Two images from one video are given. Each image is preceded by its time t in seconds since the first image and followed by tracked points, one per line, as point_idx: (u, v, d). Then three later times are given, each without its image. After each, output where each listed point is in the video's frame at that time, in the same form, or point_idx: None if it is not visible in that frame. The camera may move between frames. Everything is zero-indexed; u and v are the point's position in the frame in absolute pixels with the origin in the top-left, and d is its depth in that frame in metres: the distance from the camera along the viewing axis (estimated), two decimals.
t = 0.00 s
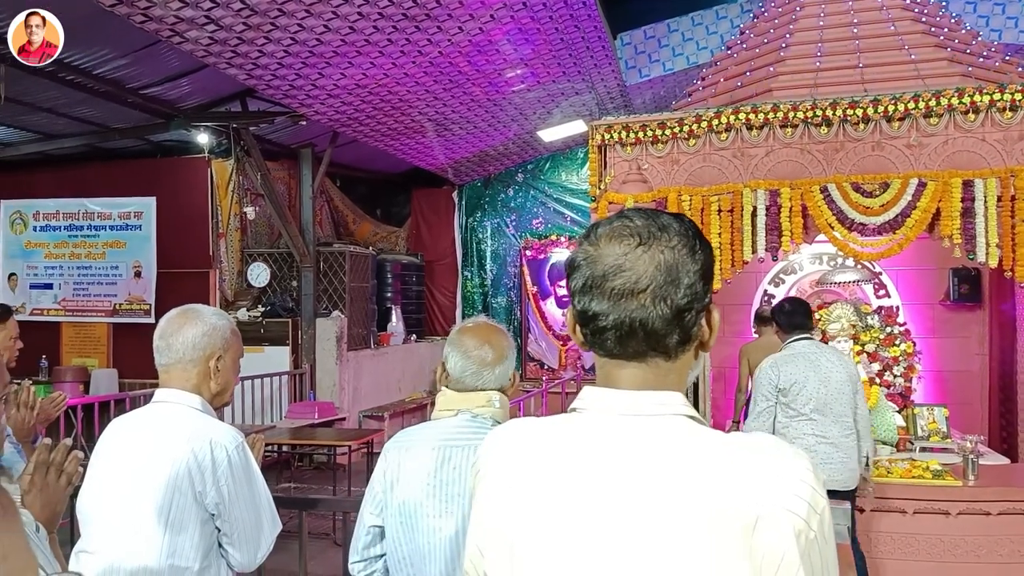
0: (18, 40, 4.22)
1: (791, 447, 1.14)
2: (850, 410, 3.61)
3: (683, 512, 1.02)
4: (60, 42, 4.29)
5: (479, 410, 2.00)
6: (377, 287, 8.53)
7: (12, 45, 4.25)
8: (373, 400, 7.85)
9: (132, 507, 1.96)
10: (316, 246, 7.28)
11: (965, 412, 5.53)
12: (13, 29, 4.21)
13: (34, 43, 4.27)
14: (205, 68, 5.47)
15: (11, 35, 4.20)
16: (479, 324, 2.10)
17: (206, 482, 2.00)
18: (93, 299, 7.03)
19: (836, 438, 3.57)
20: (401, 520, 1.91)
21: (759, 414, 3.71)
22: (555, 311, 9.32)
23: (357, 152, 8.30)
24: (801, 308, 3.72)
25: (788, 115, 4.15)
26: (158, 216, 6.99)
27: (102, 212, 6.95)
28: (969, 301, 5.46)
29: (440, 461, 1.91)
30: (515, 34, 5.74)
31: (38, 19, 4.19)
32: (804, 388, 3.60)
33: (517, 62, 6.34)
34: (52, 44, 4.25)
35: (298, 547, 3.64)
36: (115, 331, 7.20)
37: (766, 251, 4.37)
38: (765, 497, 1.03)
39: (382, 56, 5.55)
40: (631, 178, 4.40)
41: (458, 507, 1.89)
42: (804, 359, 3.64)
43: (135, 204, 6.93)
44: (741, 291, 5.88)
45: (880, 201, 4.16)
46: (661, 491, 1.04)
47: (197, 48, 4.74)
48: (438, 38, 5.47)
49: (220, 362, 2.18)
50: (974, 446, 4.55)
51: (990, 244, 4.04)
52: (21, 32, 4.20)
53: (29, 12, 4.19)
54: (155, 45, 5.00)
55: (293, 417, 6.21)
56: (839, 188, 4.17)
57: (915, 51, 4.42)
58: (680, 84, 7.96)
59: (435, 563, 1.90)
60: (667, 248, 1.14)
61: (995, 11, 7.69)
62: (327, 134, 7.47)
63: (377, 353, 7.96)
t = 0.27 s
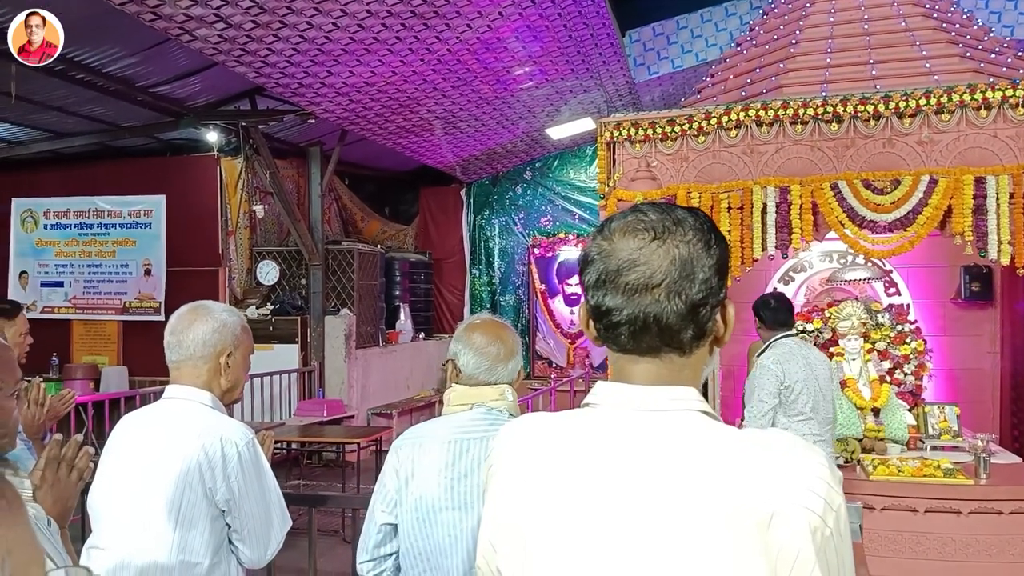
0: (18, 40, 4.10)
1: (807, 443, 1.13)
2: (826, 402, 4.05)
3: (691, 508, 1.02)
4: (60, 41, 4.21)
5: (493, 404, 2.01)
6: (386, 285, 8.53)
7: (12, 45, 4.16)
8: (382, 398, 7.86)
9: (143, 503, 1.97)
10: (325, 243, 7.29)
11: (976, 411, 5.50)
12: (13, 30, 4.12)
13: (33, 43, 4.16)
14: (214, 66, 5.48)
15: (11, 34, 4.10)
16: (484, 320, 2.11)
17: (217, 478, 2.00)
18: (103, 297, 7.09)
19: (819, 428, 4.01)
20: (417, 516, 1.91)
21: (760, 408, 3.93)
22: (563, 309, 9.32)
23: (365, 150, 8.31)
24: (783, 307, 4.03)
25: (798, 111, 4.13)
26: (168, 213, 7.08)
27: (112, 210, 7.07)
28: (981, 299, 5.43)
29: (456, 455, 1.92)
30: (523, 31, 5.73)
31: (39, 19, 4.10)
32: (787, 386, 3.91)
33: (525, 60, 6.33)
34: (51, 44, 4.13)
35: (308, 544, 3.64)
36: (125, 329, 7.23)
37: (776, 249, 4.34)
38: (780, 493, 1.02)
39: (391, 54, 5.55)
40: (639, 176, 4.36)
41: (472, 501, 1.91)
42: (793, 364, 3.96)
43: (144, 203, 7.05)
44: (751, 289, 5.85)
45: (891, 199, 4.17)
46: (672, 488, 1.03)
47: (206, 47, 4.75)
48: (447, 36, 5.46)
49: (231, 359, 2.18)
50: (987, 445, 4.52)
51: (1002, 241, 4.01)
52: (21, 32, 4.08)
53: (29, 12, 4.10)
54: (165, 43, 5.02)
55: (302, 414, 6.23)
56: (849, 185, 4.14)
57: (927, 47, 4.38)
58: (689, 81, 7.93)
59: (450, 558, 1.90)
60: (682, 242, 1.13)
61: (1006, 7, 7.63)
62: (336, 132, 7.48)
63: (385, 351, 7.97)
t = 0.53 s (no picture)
0: (17, 40, 4.05)
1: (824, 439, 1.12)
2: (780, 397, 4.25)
3: (707, 504, 1.01)
4: (59, 41, 4.17)
5: (500, 398, 2.03)
6: (394, 282, 8.54)
7: (12, 45, 4.11)
8: (390, 395, 7.87)
9: (155, 499, 1.97)
10: (333, 241, 7.30)
11: (988, 409, 5.46)
12: (13, 30, 4.07)
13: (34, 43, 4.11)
14: (224, 64, 5.49)
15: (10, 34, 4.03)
16: (487, 317, 2.13)
17: (228, 474, 2.00)
18: (114, 295, 7.09)
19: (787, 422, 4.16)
20: (421, 512, 1.91)
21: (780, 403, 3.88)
22: (572, 307, 9.26)
23: (373, 148, 8.31)
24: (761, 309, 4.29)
25: (809, 108, 4.10)
26: (178, 211, 7.07)
27: (122, 208, 7.06)
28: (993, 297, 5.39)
29: (462, 449, 1.91)
30: (531, 28, 5.72)
31: (39, 19, 4.04)
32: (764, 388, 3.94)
33: (533, 57, 6.32)
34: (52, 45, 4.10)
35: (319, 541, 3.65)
36: (135, 326, 7.26)
37: (786, 246, 4.31)
38: (797, 490, 1.01)
39: (400, 52, 5.55)
40: (648, 173, 4.30)
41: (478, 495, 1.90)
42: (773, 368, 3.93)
43: (155, 201, 7.04)
44: (760, 286, 5.83)
45: (902, 195, 4.16)
46: (687, 485, 1.03)
47: (216, 45, 4.76)
48: (455, 33, 5.46)
49: (241, 355, 2.18)
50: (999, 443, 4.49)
51: (1015, 237, 3.98)
52: (21, 32, 4.02)
53: (29, 12, 4.06)
54: (174, 41, 5.03)
55: (312, 411, 6.24)
56: (860, 182, 4.11)
57: (938, 43, 4.35)
58: (697, 78, 7.90)
59: (455, 556, 1.90)
60: (697, 237, 1.12)
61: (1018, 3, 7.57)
62: (344, 130, 7.49)
63: (393, 348, 7.98)
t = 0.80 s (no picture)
0: (18, 40, 4.05)
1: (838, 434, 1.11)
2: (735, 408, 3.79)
3: (722, 500, 1.01)
4: (60, 42, 4.17)
5: (498, 393, 2.02)
6: (401, 280, 8.55)
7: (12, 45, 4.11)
8: (398, 393, 7.88)
9: (165, 495, 1.98)
10: (342, 240, 7.31)
11: (999, 408, 5.43)
12: (14, 30, 4.05)
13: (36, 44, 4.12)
14: (232, 63, 5.51)
15: (12, 33, 4.04)
16: (490, 313, 2.13)
17: (237, 470, 2.01)
18: (123, 294, 7.14)
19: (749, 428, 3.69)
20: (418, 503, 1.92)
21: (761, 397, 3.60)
22: (579, 305, 9.27)
23: (380, 146, 8.32)
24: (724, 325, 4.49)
25: (818, 104, 4.09)
26: (187, 209, 7.12)
27: (131, 207, 7.12)
28: (1004, 294, 5.36)
29: (462, 443, 1.92)
30: (539, 26, 5.71)
31: (42, 19, 4.06)
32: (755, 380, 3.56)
33: (541, 55, 6.31)
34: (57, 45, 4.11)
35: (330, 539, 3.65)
36: (145, 325, 7.29)
37: (795, 243, 4.28)
38: (812, 484, 1.01)
39: (407, 50, 5.55)
40: (657, 170, 4.32)
41: (477, 488, 1.89)
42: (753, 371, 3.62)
43: (163, 199, 7.09)
44: (769, 284, 5.81)
45: (912, 192, 4.05)
46: (703, 480, 1.02)
47: (224, 43, 4.77)
48: (463, 31, 5.46)
49: (250, 352, 2.18)
50: (1011, 442, 4.46)
51: None
52: (21, 32, 4.03)
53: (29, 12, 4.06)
54: (183, 40, 5.05)
55: (320, 409, 6.26)
56: (870, 179, 4.09)
57: (949, 39, 4.33)
58: (706, 75, 7.88)
59: (451, 548, 1.90)
60: (710, 233, 1.12)
61: None
62: (352, 129, 7.50)
63: (401, 346, 7.99)
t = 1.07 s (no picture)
0: (19, 40, 4.04)
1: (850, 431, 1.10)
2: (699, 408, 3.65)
3: (734, 496, 1.01)
4: (60, 41, 4.15)
5: (495, 390, 2.00)
6: (409, 278, 8.56)
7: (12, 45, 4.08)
8: (406, 391, 7.89)
9: (175, 491, 1.99)
10: (349, 237, 7.33)
11: (1009, 406, 5.40)
12: (14, 29, 4.04)
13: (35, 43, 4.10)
14: (240, 61, 5.52)
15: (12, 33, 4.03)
16: (499, 310, 2.11)
17: (246, 466, 2.01)
18: (132, 291, 7.18)
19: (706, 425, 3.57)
20: (415, 498, 1.93)
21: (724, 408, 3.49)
22: (587, 303, 9.26)
23: (388, 144, 8.33)
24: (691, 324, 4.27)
25: (827, 101, 4.08)
26: (195, 207, 7.15)
27: (141, 205, 7.16)
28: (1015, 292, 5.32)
29: (459, 440, 1.92)
30: (547, 23, 5.70)
31: (41, 19, 4.04)
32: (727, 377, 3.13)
33: (548, 52, 6.30)
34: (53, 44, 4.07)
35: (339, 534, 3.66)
36: (154, 322, 7.33)
37: (804, 241, 4.24)
38: (823, 482, 1.00)
39: (415, 47, 5.55)
40: (665, 167, 4.30)
41: (472, 486, 1.88)
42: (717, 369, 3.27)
43: (172, 197, 7.13)
44: (778, 282, 5.80)
45: (922, 189, 4.03)
46: (716, 478, 1.02)
47: (232, 41, 4.78)
48: (471, 28, 5.45)
49: (258, 348, 2.19)
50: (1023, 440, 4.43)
51: None
52: (21, 32, 3.99)
53: (28, 12, 4.02)
54: (191, 38, 5.06)
55: (328, 406, 6.28)
56: (880, 176, 4.06)
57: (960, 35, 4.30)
58: (714, 71, 7.85)
59: (444, 545, 1.90)
60: (722, 230, 1.11)
61: None
62: (360, 126, 7.51)
63: (409, 344, 8.00)
